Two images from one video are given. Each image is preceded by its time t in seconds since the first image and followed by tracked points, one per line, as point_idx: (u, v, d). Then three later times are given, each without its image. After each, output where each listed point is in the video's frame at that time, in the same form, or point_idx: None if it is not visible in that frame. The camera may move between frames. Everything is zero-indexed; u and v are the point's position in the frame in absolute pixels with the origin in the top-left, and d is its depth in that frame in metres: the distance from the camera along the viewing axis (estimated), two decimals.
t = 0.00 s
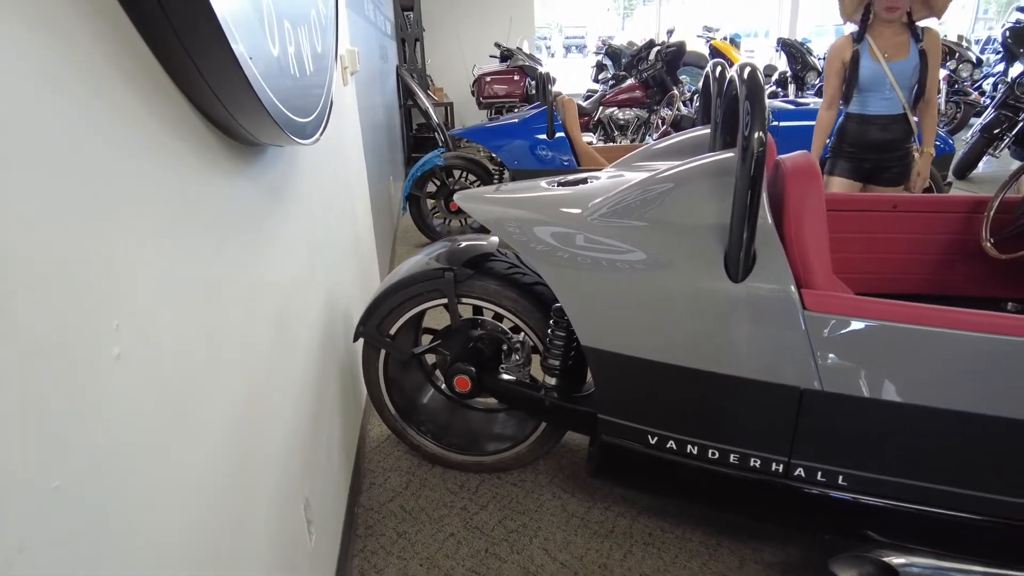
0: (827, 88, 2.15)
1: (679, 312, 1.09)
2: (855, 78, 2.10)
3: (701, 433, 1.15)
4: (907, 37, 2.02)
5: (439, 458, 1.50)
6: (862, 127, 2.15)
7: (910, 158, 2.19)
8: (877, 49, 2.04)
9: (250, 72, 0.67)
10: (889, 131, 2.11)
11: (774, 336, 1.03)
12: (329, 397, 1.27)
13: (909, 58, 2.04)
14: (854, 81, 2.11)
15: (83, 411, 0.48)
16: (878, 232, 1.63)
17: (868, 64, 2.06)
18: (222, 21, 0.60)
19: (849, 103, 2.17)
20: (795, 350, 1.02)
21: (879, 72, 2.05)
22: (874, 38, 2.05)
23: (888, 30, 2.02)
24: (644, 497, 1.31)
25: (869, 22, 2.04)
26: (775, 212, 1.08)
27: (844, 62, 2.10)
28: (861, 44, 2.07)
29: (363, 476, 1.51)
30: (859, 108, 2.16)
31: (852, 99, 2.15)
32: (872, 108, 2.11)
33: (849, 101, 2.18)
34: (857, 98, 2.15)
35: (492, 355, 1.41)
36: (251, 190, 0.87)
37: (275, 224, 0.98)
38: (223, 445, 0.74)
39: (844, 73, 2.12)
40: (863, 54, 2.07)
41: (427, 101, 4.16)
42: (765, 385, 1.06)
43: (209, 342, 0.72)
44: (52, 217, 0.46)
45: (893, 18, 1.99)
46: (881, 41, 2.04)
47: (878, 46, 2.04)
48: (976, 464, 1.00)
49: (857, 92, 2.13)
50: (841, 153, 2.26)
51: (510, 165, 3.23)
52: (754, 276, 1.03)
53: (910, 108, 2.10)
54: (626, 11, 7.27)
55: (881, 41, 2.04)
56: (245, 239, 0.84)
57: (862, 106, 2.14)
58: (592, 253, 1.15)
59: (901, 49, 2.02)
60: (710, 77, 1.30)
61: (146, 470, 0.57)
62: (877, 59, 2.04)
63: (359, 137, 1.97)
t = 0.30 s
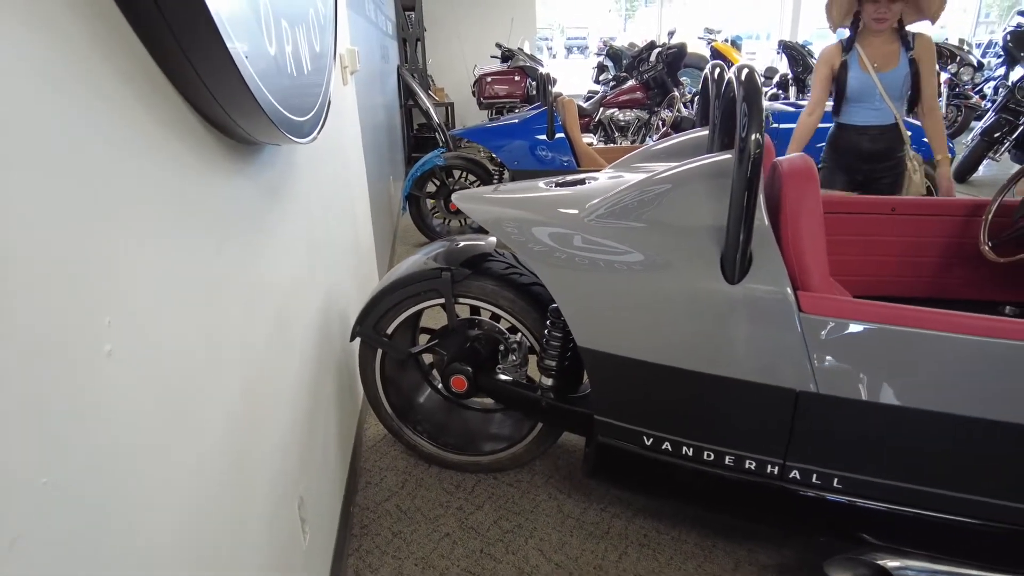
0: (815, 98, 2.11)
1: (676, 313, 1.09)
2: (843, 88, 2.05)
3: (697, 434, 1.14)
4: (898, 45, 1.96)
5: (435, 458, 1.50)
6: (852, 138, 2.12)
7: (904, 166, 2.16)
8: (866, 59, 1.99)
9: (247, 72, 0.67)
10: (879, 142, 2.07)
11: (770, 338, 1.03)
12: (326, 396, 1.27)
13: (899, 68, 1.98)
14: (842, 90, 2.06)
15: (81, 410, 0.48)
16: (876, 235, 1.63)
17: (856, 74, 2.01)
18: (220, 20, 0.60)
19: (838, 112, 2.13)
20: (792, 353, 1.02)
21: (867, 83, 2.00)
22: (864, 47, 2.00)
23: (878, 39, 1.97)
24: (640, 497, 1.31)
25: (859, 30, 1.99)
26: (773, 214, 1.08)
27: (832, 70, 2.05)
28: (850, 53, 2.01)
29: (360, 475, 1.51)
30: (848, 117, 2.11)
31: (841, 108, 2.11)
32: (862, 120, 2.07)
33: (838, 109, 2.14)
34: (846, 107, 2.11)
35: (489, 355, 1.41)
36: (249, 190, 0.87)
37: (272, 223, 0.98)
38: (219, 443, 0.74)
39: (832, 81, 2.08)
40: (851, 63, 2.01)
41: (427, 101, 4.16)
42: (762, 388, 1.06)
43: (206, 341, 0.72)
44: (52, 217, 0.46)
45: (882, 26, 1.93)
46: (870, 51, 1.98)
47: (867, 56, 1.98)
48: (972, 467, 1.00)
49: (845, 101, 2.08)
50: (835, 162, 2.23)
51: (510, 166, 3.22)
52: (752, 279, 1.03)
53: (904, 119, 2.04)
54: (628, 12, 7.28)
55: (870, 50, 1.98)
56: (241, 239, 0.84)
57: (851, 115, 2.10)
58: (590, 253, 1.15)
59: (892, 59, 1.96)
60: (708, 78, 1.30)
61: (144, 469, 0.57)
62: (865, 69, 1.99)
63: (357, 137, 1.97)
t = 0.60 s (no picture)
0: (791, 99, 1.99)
1: (671, 316, 1.09)
2: (822, 89, 1.98)
3: (690, 437, 1.15)
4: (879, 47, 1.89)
5: (430, 459, 1.50)
6: (830, 139, 2.05)
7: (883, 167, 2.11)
8: (845, 59, 1.92)
9: (238, 76, 0.67)
10: (859, 143, 2.01)
11: (765, 342, 1.03)
12: (320, 397, 1.26)
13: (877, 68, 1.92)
14: (819, 90, 1.99)
15: (69, 413, 0.48)
16: (873, 238, 1.63)
17: (835, 75, 1.94)
18: (211, 27, 0.59)
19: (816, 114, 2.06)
20: (786, 357, 1.02)
21: (847, 83, 1.93)
22: (844, 47, 1.92)
23: (858, 40, 1.90)
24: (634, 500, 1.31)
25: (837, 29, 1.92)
26: (769, 217, 1.08)
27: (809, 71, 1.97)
28: (828, 53, 1.94)
29: (355, 476, 1.50)
30: (826, 119, 2.05)
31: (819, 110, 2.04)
32: (842, 122, 2.00)
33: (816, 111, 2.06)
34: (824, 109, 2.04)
35: (485, 357, 1.41)
36: (242, 192, 0.87)
37: (266, 225, 0.97)
38: (210, 445, 0.74)
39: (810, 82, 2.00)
40: (829, 63, 1.94)
41: (427, 101, 4.15)
42: (758, 392, 1.06)
43: (198, 344, 0.72)
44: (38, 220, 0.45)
45: (862, 28, 1.87)
46: (851, 51, 1.91)
47: (846, 55, 1.91)
48: (963, 473, 1.00)
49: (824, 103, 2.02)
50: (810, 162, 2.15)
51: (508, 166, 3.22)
52: (746, 282, 1.03)
53: (881, 120, 2.00)
54: (628, 13, 7.28)
55: (850, 50, 1.91)
56: (234, 240, 0.84)
57: (829, 117, 2.04)
58: (587, 256, 1.15)
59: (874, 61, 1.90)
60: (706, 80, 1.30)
61: (132, 472, 0.57)
62: (844, 70, 1.92)
63: (354, 137, 1.97)
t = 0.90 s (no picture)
0: (777, 105, 1.98)
1: (663, 318, 1.09)
2: (808, 94, 1.98)
3: (681, 439, 1.15)
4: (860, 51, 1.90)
5: (423, 460, 1.50)
6: (812, 143, 2.08)
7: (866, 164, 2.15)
8: (829, 63, 1.92)
9: (228, 77, 0.67)
10: (842, 144, 2.05)
11: (756, 344, 1.03)
12: (312, 398, 1.26)
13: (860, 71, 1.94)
14: (804, 95, 2.00)
15: (57, 415, 0.48)
16: (866, 240, 1.63)
17: (821, 80, 1.95)
18: (200, 27, 0.59)
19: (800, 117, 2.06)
20: (778, 359, 1.02)
21: (832, 88, 1.95)
22: (826, 52, 1.92)
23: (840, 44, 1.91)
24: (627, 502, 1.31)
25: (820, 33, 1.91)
26: (761, 220, 1.08)
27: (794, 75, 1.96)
28: (812, 57, 1.94)
29: (347, 477, 1.50)
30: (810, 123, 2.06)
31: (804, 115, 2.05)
32: (827, 125, 2.03)
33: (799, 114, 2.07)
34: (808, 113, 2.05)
35: (478, 358, 1.41)
36: (234, 192, 0.87)
37: (258, 225, 0.97)
38: (201, 446, 0.74)
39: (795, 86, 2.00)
40: (814, 67, 1.94)
41: (423, 101, 4.15)
42: (749, 394, 1.06)
43: (188, 346, 0.71)
44: (25, 225, 0.45)
45: (845, 31, 1.88)
46: (833, 56, 1.92)
47: (830, 60, 1.92)
48: (953, 475, 1.00)
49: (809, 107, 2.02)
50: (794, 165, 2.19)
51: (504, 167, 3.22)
52: (737, 284, 1.03)
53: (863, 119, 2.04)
54: (625, 14, 7.28)
55: (834, 54, 1.92)
56: (226, 241, 0.84)
57: (813, 121, 2.05)
58: (581, 257, 1.15)
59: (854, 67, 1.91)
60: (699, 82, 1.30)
61: (121, 474, 0.57)
62: (830, 75, 1.94)
63: (349, 137, 1.96)
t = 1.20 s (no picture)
0: (765, 109, 1.97)
1: (648, 322, 1.10)
2: (798, 98, 1.99)
3: (665, 441, 1.15)
4: (849, 56, 1.92)
5: (410, 463, 1.50)
6: (796, 146, 2.11)
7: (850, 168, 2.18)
8: (818, 67, 1.93)
9: (207, 81, 0.66)
10: (827, 149, 2.08)
11: (740, 347, 1.04)
12: (298, 401, 1.26)
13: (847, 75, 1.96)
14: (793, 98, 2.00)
15: (37, 419, 0.48)
16: (851, 243, 1.65)
17: (811, 83, 1.96)
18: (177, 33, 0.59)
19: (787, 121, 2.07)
20: (759, 362, 1.03)
21: (819, 92, 1.97)
22: (815, 55, 1.93)
23: (828, 47, 1.92)
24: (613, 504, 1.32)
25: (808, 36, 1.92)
26: (744, 224, 1.09)
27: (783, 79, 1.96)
28: (800, 61, 1.94)
29: (334, 479, 1.50)
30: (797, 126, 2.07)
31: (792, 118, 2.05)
32: (815, 129, 2.05)
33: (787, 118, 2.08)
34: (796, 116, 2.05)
35: (466, 360, 1.41)
36: (217, 195, 0.86)
37: (242, 227, 0.97)
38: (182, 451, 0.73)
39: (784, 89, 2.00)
40: (803, 71, 1.95)
41: (415, 102, 4.15)
42: (733, 397, 1.07)
43: (171, 349, 0.71)
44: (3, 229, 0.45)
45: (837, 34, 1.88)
46: (822, 59, 1.93)
47: (819, 63, 1.93)
48: (933, 478, 1.01)
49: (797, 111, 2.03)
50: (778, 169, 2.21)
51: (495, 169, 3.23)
52: (722, 288, 1.04)
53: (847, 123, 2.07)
54: (618, 16, 7.31)
55: (822, 58, 1.92)
56: (209, 244, 0.83)
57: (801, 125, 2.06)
58: (568, 261, 1.16)
59: (843, 71, 1.92)
60: (686, 85, 1.30)
61: (101, 480, 0.57)
62: (819, 79, 1.95)
63: (338, 139, 1.96)
